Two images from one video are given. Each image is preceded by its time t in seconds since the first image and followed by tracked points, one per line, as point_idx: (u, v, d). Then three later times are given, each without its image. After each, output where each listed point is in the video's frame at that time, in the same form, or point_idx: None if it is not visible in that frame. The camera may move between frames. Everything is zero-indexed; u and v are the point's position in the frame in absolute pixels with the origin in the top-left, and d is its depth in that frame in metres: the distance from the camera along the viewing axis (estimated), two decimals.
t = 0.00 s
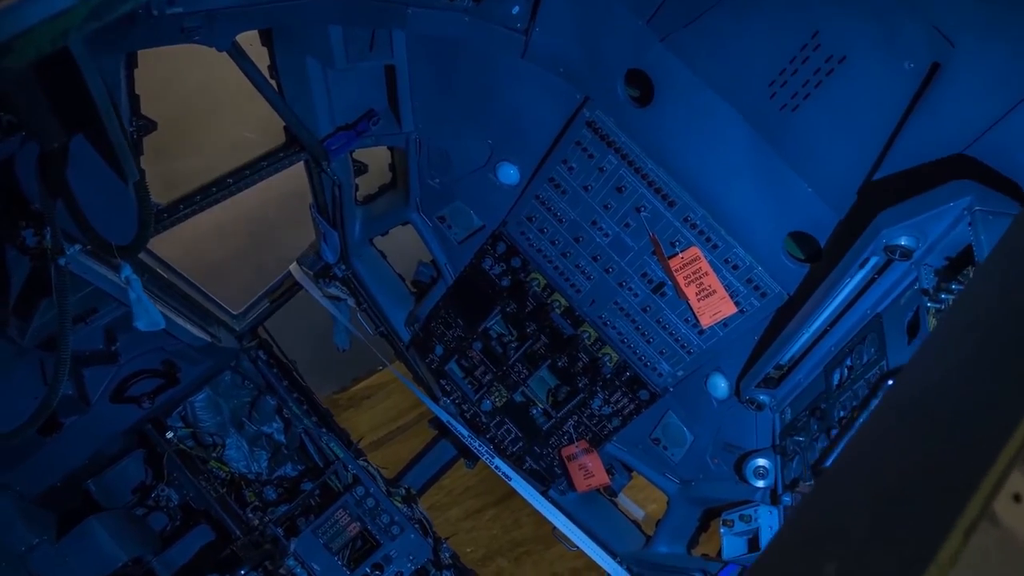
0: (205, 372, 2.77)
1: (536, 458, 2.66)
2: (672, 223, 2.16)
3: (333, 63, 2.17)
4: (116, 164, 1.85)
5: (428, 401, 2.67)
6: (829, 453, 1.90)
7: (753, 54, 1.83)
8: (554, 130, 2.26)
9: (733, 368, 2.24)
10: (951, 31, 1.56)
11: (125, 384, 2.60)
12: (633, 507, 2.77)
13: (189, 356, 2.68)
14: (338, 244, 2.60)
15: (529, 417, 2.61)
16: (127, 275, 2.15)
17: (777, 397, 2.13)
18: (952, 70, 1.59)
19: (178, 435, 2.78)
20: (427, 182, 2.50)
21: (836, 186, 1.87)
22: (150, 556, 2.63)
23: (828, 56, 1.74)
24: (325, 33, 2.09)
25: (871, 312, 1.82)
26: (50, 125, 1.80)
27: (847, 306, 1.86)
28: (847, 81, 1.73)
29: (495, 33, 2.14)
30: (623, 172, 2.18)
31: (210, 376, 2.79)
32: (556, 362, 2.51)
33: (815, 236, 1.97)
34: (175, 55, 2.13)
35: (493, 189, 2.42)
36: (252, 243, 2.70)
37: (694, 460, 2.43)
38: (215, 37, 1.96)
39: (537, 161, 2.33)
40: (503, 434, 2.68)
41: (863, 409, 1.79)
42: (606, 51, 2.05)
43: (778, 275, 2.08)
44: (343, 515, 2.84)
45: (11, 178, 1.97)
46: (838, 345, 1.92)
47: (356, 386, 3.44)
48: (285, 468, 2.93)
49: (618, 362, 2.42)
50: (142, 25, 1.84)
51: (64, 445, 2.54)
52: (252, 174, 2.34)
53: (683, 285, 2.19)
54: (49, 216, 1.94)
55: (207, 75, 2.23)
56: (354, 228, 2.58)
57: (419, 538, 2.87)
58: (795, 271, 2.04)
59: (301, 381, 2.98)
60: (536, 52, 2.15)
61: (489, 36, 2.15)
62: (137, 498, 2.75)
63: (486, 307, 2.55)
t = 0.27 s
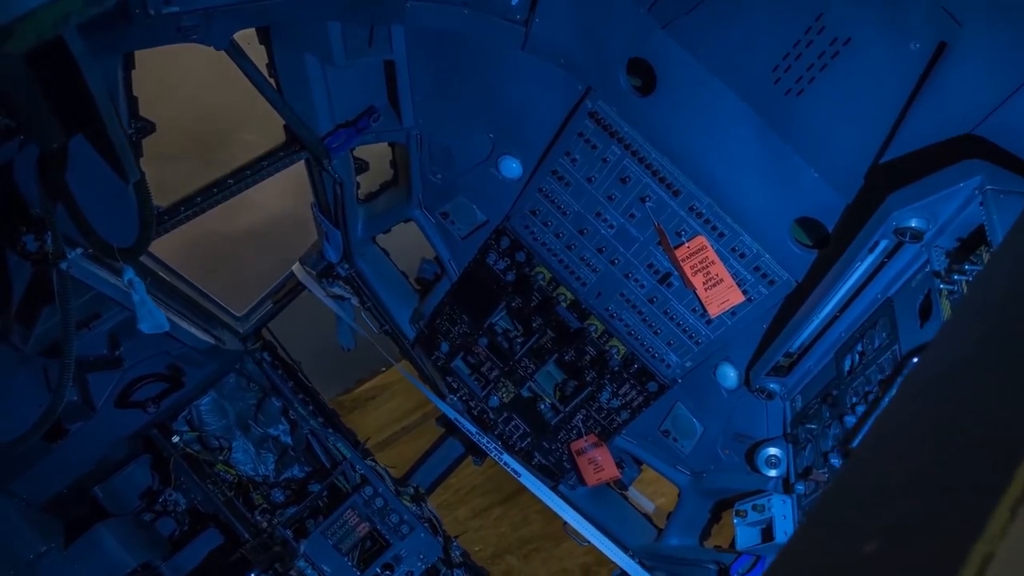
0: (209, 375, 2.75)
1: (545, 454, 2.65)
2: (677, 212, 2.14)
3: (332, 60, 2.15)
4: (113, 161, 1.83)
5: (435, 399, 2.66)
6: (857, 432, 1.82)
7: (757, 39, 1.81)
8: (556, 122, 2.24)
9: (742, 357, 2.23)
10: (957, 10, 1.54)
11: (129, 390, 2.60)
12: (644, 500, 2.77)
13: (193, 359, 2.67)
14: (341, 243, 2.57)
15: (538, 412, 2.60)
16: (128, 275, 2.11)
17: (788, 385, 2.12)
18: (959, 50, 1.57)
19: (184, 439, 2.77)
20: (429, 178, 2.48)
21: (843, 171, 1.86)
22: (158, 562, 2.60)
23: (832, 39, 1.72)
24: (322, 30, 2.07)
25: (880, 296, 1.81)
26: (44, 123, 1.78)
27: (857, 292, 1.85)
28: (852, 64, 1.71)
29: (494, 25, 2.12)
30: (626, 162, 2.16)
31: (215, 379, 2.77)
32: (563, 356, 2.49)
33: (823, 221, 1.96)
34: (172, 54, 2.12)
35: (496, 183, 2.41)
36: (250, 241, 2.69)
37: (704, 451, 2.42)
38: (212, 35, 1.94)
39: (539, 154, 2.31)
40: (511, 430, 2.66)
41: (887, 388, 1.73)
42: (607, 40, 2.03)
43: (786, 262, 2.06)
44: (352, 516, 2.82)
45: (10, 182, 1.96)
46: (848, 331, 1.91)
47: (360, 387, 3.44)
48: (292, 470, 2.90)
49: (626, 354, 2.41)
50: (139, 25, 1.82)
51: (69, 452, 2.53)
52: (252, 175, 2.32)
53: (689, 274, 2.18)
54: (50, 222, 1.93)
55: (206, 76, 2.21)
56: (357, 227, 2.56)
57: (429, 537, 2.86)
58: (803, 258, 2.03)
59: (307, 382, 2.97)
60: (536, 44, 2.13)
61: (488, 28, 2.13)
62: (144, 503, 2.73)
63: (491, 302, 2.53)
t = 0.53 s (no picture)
0: (216, 378, 2.76)
1: (555, 448, 2.63)
2: (683, 199, 2.12)
3: (330, 55, 2.13)
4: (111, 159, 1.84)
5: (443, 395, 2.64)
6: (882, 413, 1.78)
7: (760, 21, 1.79)
8: (558, 113, 2.23)
9: (752, 343, 2.21)
10: None
11: (135, 395, 2.58)
12: (655, 492, 2.76)
13: (198, 362, 2.67)
14: (344, 241, 2.57)
15: (547, 406, 2.58)
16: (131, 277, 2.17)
17: (799, 370, 2.11)
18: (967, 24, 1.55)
19: (191, 444, 2.74)
20: (430, 173, 2.46)
21: (850, 152, 1.84)
22: (169, 567, 2.56)
23: (837, 18, 1.69)
24: (320, 25, 2.05)
25: (892, 277, 1.80)
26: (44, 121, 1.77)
27: (866, 275, 1.85)
28: (858, 43, 1.69)
29: (493, 16, 2.10)
30: (630, 150, 2.14)
31: (221, 382, 2.77)
32: (571, 349, 2.48)
33: (831, 204, 1.94)
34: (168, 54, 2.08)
35: (499, 176, 2.39)
36: (258, 244, 2.67)
37: (716, 440, 2.40)
38: (209, 36, 1.95)
39: (541, 145, 2.29)
40: (520, 425, 2.64)
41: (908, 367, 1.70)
42: (608, 28, 2.01)
43: (794, 247, 2.04)
44: (363, 516, 2.76)
45: (9, 188, 1.93)
46: (859, 314, 1.91)
47: (365, 389, 3.42)
48: (301, 472, 2.88)
49: (634, 345, 2.39)
50: (136, 26, 1.83)
51: (76, 460, 2.51)
52: (253, 174, 2.31)
53: (697, 261, 2.16)
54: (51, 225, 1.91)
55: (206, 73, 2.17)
56: (359, 224, 2.54)
57: (440, 535, 2.82)
58: (811, 241, 2.01)
59: (314, 383, 2.97)
60: (536, 33, 2.10)
61: (487, 19, 2.10)
62: (153, 510, 2.70)
63: (497, 296, 2.52)
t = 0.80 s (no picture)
0: (221, 381, 2.74)
1: (564, 442, 2.61)
2: (688, 187, 2.11)
3: (328, 51, 2.11)
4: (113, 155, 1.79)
5: (450, 392, 2.63)
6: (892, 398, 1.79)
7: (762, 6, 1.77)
8: (559, 104, 2.21)
9: (760, 332, 2.20)
10: None
11: (140, 399, 2.57)
12: (666, 484, 2.76)
13: (202, 365, 2.65)
14: (346, 239, 2.54)
15: (554, 400, 2.56)
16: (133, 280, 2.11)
17: (809, 357, 2.10)
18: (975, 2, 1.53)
19: (198, 447, 2.71)
20: (433, 168, 2.45)
21: (856, 135, 1.82)
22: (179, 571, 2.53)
23: None
24: (317, 22, 2.03)
25: (902, 260, 1.78)
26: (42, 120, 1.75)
27: (875, 258, 1.83)
28: (863, 25, 1.67)
29: (491, 7, 2.08)
30: (633, 140, 2.13)
31: (226, 385, 2.75)
32: (578, 342, 2.46)
33: (838, 188, 1.92)
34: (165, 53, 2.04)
35: (501, 170, 2.37)
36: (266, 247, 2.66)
37: (726, 430, 2.39)
38: (206, 34, 1.93)
39: (543, 137, 2.28)
40: (528, 420, 2.63)
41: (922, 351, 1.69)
42: (608, 17, 2.00)
43: (801, 232, 2.03)
44: (372, 516, 2.75)
45: (8, 192, 1.91)
46: (868, 299, 1.89)
47: (368, 391, 3.41)
48: (309, 473, 2.86)
49: (642, 336, 2.37)
50: (133, 26, 1.81)
51: (82, 467, 2.49)
52: (253, 174, 2.28)
53: (703, 250, 2.14)
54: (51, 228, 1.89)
55: (202, 71, 2.14)
56: (362, 222, 2.52)
57: (450, 532, 2.80)
58: (819, 227, 1.99)
59: (319, 383, 2.95)
60: (535, 24, 2.09)
61: (486, 11, 2.09)
62: (160, 515, 2.68)
63: (502, 291, 2.50)
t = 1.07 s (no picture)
0: (226, 383, 2.73)
1: (573, 436, 2.60)
2: (692, 175, 2.09)
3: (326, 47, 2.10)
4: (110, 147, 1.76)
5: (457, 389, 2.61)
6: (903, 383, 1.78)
7: None
8: (560, 95, 2.19)
9: (768, 319, 2.19)
10: None
11: (146, 403, 2.55)
12: (677, 476, 2.71)
13: (207, 367, 2.63)
14: (349, 237, 2.53)
15: (562, 394, 2.55)
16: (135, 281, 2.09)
17: (818, 343, 2.08)
18: None
19: (204, 450, 2.71)
20: (434, 163, 2.43)
21: (861, 118, 1.80)
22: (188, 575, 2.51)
23: None
24: (315, 18, 2.02)
25: (911, 242, 1.77)
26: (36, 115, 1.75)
27: (885, 241, 1.81)
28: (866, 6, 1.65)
29: None
30: (636, 129, 2.11)
31: (231, 387, 2.75)
32: (585, 335, 2.44)
33: (845, 172, 1.91)
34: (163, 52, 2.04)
35: (503, 163, 2.36)
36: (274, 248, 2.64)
37: (736, 420, 2.37)
38: (203, 32, 1.92)
39: (545, 129, 2.26)
40: (536, 415, 2.62)
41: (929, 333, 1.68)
42: (608, 5, 1.98)
43: (808, 218, 2.01)
44: (382, 515, 2.72)
45: (8, 196, 1.91)
46: (878, 283, 1.88)
47: (372, 392, 3.39)
48: (316, 474, 2.85)
49: (648, 327, 2.36)
50: (130, 26, 1.80)
51: (89, 473, 2.48)
52: (255, 172, 2.24)
53: (710, 238, 2.13)
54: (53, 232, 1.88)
55: (202, 70, 2.13)
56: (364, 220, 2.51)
57: (461, 529, 2.76)
58: (825, 211, 1.97)
59: (325, 384, 2.93)
60: (535, 15, 2.07)
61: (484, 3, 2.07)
62: (169, 519, 2.67)
63: (507, 285, 2.49)
